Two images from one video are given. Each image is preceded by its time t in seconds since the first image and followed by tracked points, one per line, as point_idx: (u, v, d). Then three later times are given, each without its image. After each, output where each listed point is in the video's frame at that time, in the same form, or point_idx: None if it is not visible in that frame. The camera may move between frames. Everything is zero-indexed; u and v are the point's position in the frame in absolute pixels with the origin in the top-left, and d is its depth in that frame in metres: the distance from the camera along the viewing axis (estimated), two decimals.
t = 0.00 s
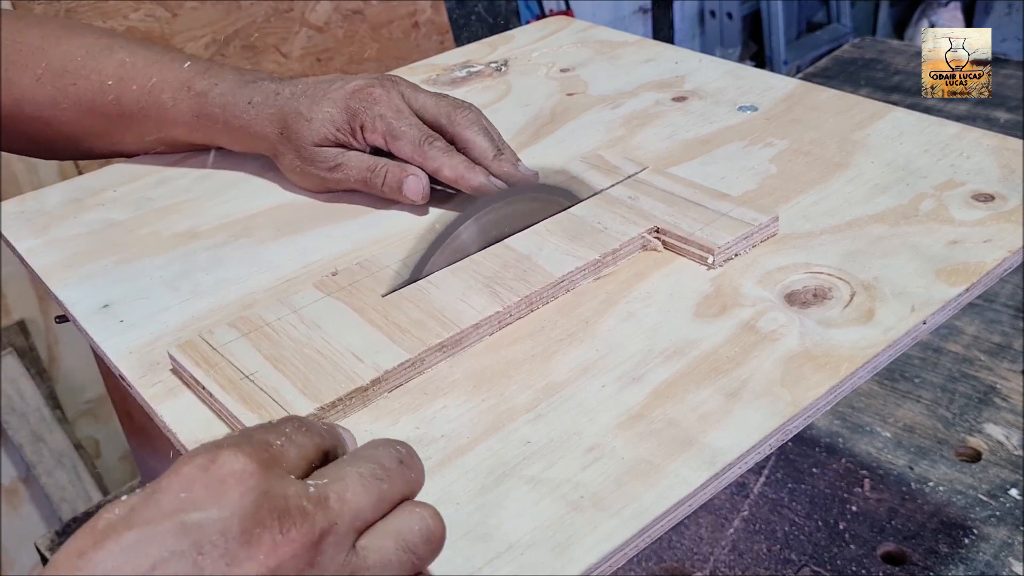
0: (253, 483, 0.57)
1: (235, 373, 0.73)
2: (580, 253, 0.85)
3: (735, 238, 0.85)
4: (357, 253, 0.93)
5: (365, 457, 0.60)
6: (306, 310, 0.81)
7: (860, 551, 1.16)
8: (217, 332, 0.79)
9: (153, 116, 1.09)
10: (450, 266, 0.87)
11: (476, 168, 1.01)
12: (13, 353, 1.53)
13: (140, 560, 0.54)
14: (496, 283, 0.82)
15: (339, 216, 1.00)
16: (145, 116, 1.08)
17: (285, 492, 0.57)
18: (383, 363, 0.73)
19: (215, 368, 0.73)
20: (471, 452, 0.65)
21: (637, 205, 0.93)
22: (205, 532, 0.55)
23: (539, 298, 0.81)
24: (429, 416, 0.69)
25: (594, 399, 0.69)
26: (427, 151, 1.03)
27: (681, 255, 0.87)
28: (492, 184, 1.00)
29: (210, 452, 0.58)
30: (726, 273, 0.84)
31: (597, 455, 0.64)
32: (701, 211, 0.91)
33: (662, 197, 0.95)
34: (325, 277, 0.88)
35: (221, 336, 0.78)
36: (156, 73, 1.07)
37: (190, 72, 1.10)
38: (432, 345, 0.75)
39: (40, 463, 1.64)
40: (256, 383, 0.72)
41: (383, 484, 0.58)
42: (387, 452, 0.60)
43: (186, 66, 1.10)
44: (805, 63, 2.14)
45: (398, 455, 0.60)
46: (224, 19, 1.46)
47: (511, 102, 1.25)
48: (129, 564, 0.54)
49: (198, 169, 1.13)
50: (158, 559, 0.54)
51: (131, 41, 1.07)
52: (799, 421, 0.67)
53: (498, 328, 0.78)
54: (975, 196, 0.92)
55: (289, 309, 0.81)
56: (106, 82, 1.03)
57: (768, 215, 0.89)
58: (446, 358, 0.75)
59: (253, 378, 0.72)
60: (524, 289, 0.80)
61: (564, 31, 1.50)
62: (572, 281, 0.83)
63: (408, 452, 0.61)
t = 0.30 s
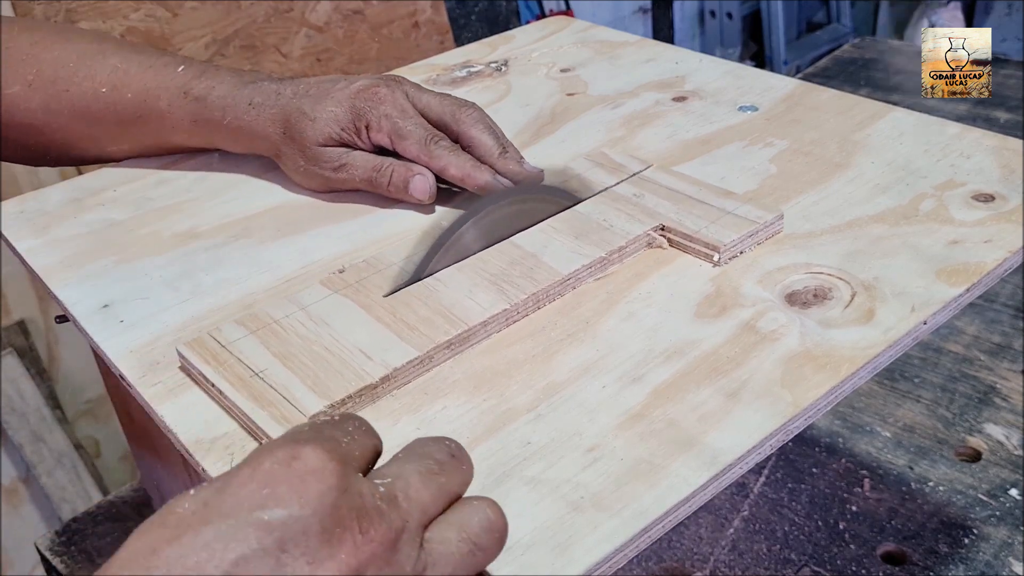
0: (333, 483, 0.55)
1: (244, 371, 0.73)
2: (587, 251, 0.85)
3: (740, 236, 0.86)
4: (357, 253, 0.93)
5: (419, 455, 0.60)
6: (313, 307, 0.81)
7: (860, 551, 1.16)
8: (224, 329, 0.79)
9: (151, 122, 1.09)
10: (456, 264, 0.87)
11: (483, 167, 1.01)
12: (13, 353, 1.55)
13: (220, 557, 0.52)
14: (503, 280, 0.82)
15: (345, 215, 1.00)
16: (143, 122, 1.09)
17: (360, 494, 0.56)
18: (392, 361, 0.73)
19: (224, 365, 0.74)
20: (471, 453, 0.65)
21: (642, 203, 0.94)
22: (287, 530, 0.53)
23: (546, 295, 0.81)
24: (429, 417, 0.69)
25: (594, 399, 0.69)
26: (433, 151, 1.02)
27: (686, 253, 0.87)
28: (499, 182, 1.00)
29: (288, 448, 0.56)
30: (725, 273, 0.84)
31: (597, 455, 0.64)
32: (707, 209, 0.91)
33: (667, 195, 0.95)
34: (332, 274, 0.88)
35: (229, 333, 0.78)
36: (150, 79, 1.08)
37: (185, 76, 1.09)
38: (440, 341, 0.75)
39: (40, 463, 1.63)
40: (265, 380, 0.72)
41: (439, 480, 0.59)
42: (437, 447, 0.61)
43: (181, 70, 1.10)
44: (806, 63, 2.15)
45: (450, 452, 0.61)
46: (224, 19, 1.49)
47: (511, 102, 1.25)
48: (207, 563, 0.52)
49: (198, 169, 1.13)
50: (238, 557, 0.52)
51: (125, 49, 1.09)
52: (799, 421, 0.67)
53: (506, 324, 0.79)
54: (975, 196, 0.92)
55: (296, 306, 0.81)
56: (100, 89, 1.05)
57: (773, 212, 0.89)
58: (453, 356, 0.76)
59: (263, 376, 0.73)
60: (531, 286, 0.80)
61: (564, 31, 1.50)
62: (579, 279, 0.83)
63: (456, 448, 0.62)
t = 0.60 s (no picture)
0: (372, 455, 0.57)
1: (261, 364, 0.74)
2: (597, 246, 0.86)
3: (749, 231, 0.86)
4: (357, 253, 0.93)
5: (449, 434, 0.62)
6: (328, 301, 0.82)
7: (860, 551, 1.16)
8: (240, 323, 0.80)
9: (153, 125, 1.09)
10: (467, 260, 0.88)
11: (491, 164, 1.02)
12: (13, 353, 1.54)
13: (263, 526, 0.54)
14: (515, 274, 0.83)
15: (352, 213, 1.01)
16: (145, 125, 1.09)
17: (400, 465, 0.58)
18: (408, 353, 0.74)
19: (241, 358, 0.75)
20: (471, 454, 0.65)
21: (651, 198, 0.94)
22: (328, 500, 0.55)
23: (558, 288, 0.82)
24: (429, 417, 0.69)
25: (594, 399, 0.69)
26: (441, 149, 1.03)
27: (696, 247, 0.88)
28: (508, 179, 1.01)
29: (329, 422, 0.58)
30: (725, 273, 0.84)
31: (597, 455, 0.64)
32: (716, 204, 0.92)
33: (676, 190, 0.96)
34: (346, 268, 0.89)
35: (245, 327, 0.79)
36: (150, 81, 1.07)
37: (186, 77, 1.09)
38: (454, 335, 0.75)
39: (40, 463, 1.63)
40: (283, 372, 0.73)
41: (469, 460, 0.61)
42: (461, 429, 0.63)
43: (181, 71, 1.09)
44: (805, 63, 2.15)
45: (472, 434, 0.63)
46: (224, 19, 1.48)
47: (511, 102, 1.25)
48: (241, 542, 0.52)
49: (198, 170, 1.13)
50: (281, 526, 0.54)
51: (124, 51, 1.08)
52: (799, 421, 0.67)
53: (519, 318, 0.79)
54: (975, 196, 0.92)
55: (310, 301, 0.82)
56: (100, 92, 1.04)
57: (781, 208, 0.91)
58: (466, 349, 0.76)
59: (280, 368, 0.74)
60: (543, 280, 0.81)
61: (564, 31, 1.50)
62: (590, 273, 0.84)
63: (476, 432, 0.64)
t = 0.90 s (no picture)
0: (384, 431, 0.57)
1: (277, 355, 0.75)
2: (609, 240, 0.87)
3: (760, 226, 0.87)
4: (357, 253, 0.93)
5: (458, 415, 0.61)
6: (342, 295, 0.84)
7: (860, 551, 1.16)
8: (256, 315, 0.81)
9: (169, 114, 1.07)
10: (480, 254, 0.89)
11: (507, 156, 1.02)
12: (12, 353, 1.54)
13: (278, 501, 0.54)
14: (527, 267, 0.84)
15: (367, 205, 1.02)
16: (161, 115, 1.07)
17: (412, 442, 0.57)
18: (422, 345, 0.75)
19: (258, 350, 0.76)
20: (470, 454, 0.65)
21: (662, 192, 0.95)
22: (340, 475, 0.55)
23: (570, 283, 0.82)
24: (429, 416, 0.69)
25: (594, 399, 0.69)
26: (459, 137, 1.03)
27: (707, 242, 0.89)
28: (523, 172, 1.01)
29: (341, 401, 0.58)
30: (725, 274, 0.84)
31: (597, 455, 0.64)
32: (726, 199, 0.93)
33: (687, 185, 0.97)
34: (359, 262, 0.90)
35: (261, 319, 0.81)
36: (170, 71, 1.06)
37: (206, 69, 1.08)
38: (468, 327, 0.76)
39: (40, 463, 1.63)
40: (299, 364, 0.74)
41: (478, 440, 0.60)
42: (470, 411, 0.62)
43: (200, 62, 1.08)
44: (805, 63, 2.15)
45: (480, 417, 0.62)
46: (224, 19, 1.48)
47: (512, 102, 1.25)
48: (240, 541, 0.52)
49: (198, 170, 1.13)
50: (296, 501, 0.54)
51: (141, 41, 1.06)
52: (799, 421, 0.67)
53: (532, 311, 0.80)
54: (975, 196, 0.92)
55: (325, 294, 0.84)
56: (118, 82, 1.02)
57: (791, 203, 0.91)
58: (482, 340, 0.77)
59: (296, 360, 0.75)
60: (555, 274, 0.82)
61: (564, 31, 1.50)
62: (602, 266, 0.85)
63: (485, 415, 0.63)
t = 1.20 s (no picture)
0: (396, 423, 0.57)
1: (293, 348, 0.76)
2: (620, 233, 0.87)
3: (769, 220, 0.88)
4: (357, 252, 0.93)
5: (467, 406, 0.61)
6: (355, 288, 0.84)
7: (860, 551, 1.16)
8: (271, 308, 0.82)
9: (184, 109, 1.08)
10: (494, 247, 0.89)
11: (517, 152, 1.01)
12: (12, 353, 1.54)
13: (290, 490, 0.54)
14: (539, 261, 0.84)
15: (381, 199, 1.03)
16: (176, 110, 1.08)
17: (423, 434, 0.57)
18: (438, 337, 0.76)
19: (273, 342, 0.77)
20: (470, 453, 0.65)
21: (673, 187, 0.96)
22: (352, 466, 0.55)
23: (582, 276, 0.83)
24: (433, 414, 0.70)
25: (594, 399, 0.69)
26: (468, 134, 1.03)
27: (718, 236, 0.90)
28: (532, 167, 0.99)
29: (354, 392, 0.58)
30: (725, 273, 0.84)
31: (597, 455, 0.64)
32: (736, 193, 0.94)
33: (697, 180, 0.97)
34: (372, 255, 0.91)
35: (276, 312, 0.81)
36: (186, 67, 1.06)
37: (221, 66, 1.09)
38: (483, 319, 0.77)
39: (40, 463, 1.63)
40: (314, 356, 0.75)
41: (489, 432, 0.59)
42: (478, 403, 0.61)
43: (216, 59, 1.09)
44: (805, 63, 2.15)
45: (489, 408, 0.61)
46: (224, 19, 1.48)
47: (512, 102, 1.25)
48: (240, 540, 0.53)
49: (198, 170, 1.13)
50: (307, 489, 0.54)
51: (158, 37, 1.06)
52: (799, 421, 0.67)
53: (544, 303, 0.81)
54: (975, 196, 0.92)
55: (339, 287, 0.85)
56: (135, 76, 1.02)
57: (799, 197, 0.92)
58: (495, 333, 0.78)
59: (313, 352, 0.75)
60: (567, 267, 0.82)
61: (564, 31, 1.50)
62: (613, 260, 0.85)
63: (494, 406, 0.62)
